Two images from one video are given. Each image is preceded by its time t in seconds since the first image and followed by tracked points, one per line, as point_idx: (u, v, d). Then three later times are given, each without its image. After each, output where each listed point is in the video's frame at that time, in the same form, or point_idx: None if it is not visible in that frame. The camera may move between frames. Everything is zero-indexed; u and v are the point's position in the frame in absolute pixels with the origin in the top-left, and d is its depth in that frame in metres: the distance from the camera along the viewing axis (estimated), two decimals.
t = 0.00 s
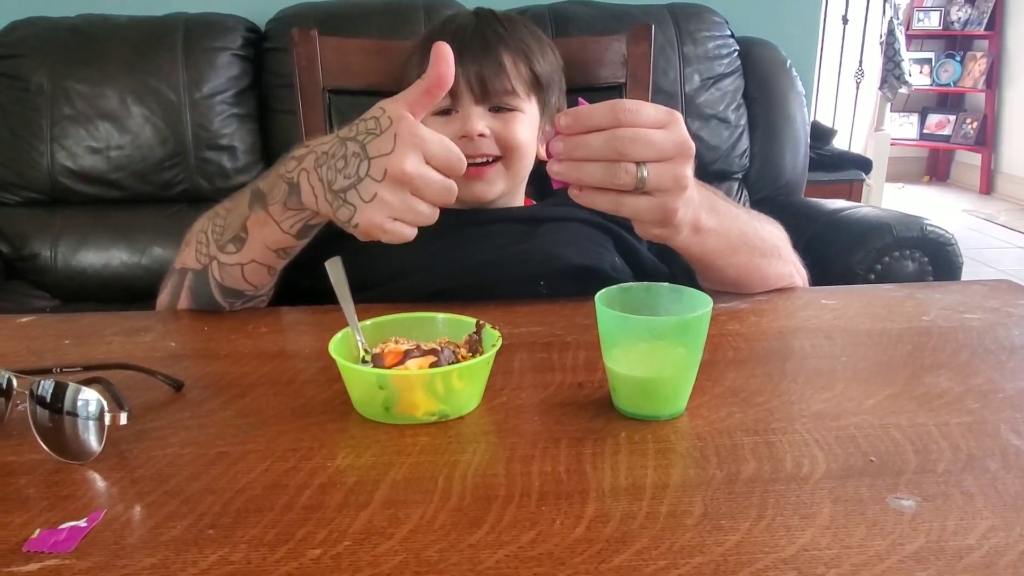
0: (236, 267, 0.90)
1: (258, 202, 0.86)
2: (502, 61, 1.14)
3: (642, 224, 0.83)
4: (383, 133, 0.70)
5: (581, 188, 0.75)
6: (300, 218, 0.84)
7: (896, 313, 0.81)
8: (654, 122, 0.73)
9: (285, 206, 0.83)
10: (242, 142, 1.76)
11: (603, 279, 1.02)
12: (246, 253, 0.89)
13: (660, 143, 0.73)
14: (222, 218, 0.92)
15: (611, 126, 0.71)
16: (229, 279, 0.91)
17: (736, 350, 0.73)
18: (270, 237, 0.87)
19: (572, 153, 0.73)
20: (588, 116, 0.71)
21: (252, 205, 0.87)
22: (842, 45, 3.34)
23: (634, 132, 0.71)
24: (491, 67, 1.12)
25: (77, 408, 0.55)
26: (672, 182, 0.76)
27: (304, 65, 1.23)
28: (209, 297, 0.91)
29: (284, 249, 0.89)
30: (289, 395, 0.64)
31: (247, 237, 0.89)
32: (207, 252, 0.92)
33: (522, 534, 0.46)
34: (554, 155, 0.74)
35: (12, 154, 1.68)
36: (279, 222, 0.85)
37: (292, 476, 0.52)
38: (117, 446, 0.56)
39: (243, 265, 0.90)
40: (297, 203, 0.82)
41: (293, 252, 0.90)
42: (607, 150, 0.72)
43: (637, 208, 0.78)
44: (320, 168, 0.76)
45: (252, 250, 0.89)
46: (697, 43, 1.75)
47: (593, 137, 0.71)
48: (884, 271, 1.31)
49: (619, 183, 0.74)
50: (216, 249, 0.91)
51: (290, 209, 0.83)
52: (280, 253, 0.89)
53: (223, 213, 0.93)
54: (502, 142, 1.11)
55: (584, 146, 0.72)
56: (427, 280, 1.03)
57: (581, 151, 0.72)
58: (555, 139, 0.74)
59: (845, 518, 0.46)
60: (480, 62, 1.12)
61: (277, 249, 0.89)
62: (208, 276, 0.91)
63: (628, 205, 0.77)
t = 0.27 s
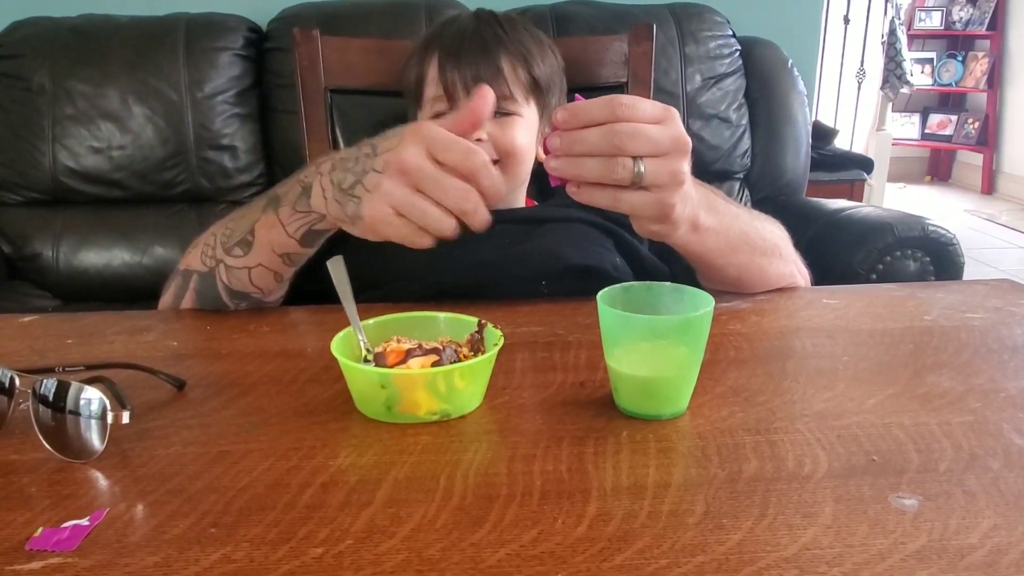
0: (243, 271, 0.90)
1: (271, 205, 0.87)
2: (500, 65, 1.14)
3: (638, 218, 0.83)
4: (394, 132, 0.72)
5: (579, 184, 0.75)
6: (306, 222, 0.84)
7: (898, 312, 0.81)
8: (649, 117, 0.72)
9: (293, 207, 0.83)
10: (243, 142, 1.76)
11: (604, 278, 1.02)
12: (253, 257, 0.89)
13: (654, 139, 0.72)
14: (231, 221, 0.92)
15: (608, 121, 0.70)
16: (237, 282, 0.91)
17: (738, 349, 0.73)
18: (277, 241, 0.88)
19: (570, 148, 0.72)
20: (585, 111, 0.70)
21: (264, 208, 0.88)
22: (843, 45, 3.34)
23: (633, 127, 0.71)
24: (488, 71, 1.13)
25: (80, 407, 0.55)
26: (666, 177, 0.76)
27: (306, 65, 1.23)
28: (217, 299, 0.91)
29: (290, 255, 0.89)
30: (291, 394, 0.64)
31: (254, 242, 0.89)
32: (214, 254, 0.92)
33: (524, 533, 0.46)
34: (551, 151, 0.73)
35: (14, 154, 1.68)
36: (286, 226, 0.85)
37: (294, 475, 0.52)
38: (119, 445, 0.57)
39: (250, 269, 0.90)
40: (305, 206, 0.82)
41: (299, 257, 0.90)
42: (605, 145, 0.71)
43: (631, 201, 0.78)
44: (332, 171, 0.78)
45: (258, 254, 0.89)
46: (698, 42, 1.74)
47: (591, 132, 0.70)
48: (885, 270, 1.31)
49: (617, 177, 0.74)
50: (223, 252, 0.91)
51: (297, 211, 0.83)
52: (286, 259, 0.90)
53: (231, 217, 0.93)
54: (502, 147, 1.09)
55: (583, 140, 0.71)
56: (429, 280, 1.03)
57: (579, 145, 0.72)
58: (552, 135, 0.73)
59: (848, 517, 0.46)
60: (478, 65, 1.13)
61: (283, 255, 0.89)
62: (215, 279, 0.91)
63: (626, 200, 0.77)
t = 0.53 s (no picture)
0: (266, 280, 0.88)
1: (306, 221, 0.87)
2: (501, 66, 1.13)
3: (611, 220, 0.77)
4: (436, 149, 0.74)
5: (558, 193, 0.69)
6: (347, 244, 0.85)
7: (899, 313, 0.81)
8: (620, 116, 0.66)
9: (336, 230, 0.84)
10: (243, 142, 1.76)
11: (604, 279, 1.02)
12: (282, 268, 0.88)
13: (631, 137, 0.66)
14: (263, 233, 0.92)
15: (577, 121, 0.64)
16: (253, 290, 0.88)
17: (738, 350, 0.72)
18: (309, 257, 0.88)
19: (549, 151, 0.64)
20: (548, 116, 0.64)
21: (299, 224, 0.88)
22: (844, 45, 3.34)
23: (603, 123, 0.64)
24: (490, 71, 1.12)
25: (79, 408, 0.54)
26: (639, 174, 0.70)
27: (306, 65, 1.23)
28: (226, 302, 0.88)
29: (320, 272, 0.89)
30: (291, 394, 0.64)
31: (284, 255, 0.88)
32: (236, 260, 0.90)
33: (523, 533, 0.46)
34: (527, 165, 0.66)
35: (14, 154, 1.68)
36: (324, 245, 0.86)
37: (294, 476, 0.52)
38: (119, 445, 0.56)
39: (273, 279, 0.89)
40: (349, 228, 0.83)
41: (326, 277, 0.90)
42: (586, 145, 0.64)
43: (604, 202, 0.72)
44: (378, 194, 0.80)
45: (288, 266, 0.88)
46: (699, 42, 1.74)
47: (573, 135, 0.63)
48: (885, 271, 1.31)
49: (599, 177, 0.66)
50: (247, 258, 0.90)
51: (339, 234, 0.84)
52: (315, 275, 0.89)
53: (262, 228, 0.94)
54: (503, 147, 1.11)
55: (565, 144, 0.64)
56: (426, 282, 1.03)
57: (560, 149, 0.64)
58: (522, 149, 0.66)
59: (847, 518, 0.46)
60: (479, 65, 1.12)
61: (312, 271, 0.89)
62: (233, 283, 0.89)
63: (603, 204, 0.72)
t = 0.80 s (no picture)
0: (267, 282, 0.88)
1: (307, 225, 0.88)
2: (506, 67, 1.13)
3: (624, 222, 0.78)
4: (423, 152, 0.72)
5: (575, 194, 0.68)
6: (348, 250, 0.85)
7: (901, 314, 0.81)
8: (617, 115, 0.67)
9: (337, 236, 0.84)
10: (245, 143, 1.76)
11: (606, 280, 1.02)
12: (283, 271, 0.88)
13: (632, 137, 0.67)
14: (264, 234, 0.92)
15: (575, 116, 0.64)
16: (254, 291, 0.88)
17: (741, 351, 0.73)
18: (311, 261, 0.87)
19: (558, 149, 0.64)
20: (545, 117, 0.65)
21: (299, 228, 0.88)
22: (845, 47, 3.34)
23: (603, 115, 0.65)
24: (495, 72, 1.12)
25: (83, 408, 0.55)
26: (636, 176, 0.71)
27: (308, 66, 1.23)
28: (228, 303, 0.88)
29: (320, 276, 0.89)
30: (294, 395, 0.64)
31: (285, 258, 0.88)
32: (238, 261, 0.90)
33: (526, 534, 0.46)
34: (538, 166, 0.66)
35: (16, 154, 1.69)
36: (324, 251, 0.86)
37: (297, 476, 0.52)
38: (122, 445, 0.57)
39: (274, 282, 0.88)
40: (349, 234, 0.83)
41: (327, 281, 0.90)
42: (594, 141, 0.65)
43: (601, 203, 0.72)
44: (373, 201, 0.79)
45: (289, 269, 0.88)
46: (700, 43, 1.74)
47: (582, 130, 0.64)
48: (886, 272, 1.31)
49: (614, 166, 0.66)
50: (249, 260, 0.90)
51: (340, 239, 0.84)
52: (315, 279, 0.89)
53: (264, 229, 0.93)
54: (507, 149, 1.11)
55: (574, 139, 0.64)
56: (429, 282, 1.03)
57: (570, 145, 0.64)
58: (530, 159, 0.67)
59: (850, 519, 0.46)
60: (485, 66, 1.12)
61: (313, 275, 0.89)
62: (234, 284, 0.89)
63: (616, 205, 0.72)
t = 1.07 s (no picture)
0: (265, 284, 0.87)
1: (300, 230, 0.87)
2: (510, 68, 1.14)
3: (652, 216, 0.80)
4: (401, 165, 0.72)
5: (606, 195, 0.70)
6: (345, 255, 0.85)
7: (902, 315, 0.81)
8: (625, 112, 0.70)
9: (332, 246, 0.85)
10: (247, 142, 1.76)
11: (607, 279, 1.02)
12: (280, 272, 0.87)
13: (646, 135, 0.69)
14: (259, 235, 0.92)
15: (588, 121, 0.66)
16: (252, 291, 0.87)
17: (742, 351, 0.73)
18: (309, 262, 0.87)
19: (578, 153, 0.65)
20: (558, 123, 0.66)
21: (293, 231, 0.87)
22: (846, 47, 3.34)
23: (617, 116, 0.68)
24: (499, 73, 1.12)
25: (85, 406, 0.55)
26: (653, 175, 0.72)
27: (310, 65, 1.24)
28: (227, 303, 0.88)
29: (317, 279, 0.89)
30: (294, 393, 0.65)
31: (282, 260, 0.87)
32: (235, 262, 0.89)
33: (528, 533, 0.46)
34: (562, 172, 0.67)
35: (18, 153, 1.69)
36: (320, 257, 0.86)
37: (299, 474, 0.52)
38: (124, 443, 0.57)
39: (272, 283, 0.88)
40: (344, 243, 0.83)
41: (323, 283, 0.90)
42: (612, 140, 0.67)
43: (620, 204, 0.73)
44: (361, 212, 0.79)
45: (285, 271, 0.87)
46: (702, 44, 1.75)
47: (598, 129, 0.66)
48: (887, 273, 1.31)
49: (643, 164, 0.69)
50: (246, 260, 0.89)
51: (335, 248, 0.85)
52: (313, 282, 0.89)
53: (259, 229, 0.93)
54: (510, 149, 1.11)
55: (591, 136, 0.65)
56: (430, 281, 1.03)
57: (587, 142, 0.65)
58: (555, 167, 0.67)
59: (851, 518, 0.46)
60: (489, 67, 1.12)
61: (311, 278, 0.88)
62: (233, 285, 0.88)
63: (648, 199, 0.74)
